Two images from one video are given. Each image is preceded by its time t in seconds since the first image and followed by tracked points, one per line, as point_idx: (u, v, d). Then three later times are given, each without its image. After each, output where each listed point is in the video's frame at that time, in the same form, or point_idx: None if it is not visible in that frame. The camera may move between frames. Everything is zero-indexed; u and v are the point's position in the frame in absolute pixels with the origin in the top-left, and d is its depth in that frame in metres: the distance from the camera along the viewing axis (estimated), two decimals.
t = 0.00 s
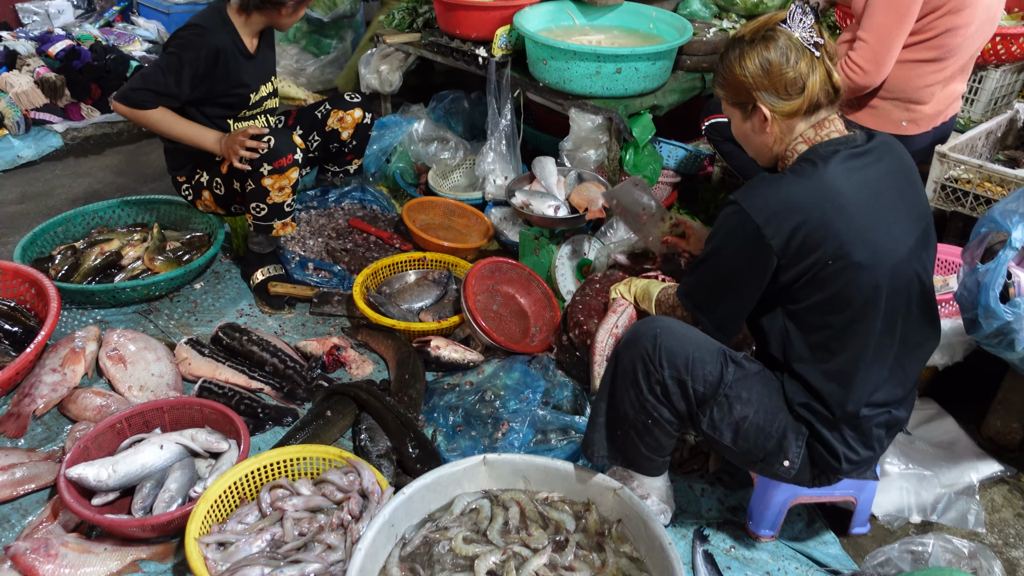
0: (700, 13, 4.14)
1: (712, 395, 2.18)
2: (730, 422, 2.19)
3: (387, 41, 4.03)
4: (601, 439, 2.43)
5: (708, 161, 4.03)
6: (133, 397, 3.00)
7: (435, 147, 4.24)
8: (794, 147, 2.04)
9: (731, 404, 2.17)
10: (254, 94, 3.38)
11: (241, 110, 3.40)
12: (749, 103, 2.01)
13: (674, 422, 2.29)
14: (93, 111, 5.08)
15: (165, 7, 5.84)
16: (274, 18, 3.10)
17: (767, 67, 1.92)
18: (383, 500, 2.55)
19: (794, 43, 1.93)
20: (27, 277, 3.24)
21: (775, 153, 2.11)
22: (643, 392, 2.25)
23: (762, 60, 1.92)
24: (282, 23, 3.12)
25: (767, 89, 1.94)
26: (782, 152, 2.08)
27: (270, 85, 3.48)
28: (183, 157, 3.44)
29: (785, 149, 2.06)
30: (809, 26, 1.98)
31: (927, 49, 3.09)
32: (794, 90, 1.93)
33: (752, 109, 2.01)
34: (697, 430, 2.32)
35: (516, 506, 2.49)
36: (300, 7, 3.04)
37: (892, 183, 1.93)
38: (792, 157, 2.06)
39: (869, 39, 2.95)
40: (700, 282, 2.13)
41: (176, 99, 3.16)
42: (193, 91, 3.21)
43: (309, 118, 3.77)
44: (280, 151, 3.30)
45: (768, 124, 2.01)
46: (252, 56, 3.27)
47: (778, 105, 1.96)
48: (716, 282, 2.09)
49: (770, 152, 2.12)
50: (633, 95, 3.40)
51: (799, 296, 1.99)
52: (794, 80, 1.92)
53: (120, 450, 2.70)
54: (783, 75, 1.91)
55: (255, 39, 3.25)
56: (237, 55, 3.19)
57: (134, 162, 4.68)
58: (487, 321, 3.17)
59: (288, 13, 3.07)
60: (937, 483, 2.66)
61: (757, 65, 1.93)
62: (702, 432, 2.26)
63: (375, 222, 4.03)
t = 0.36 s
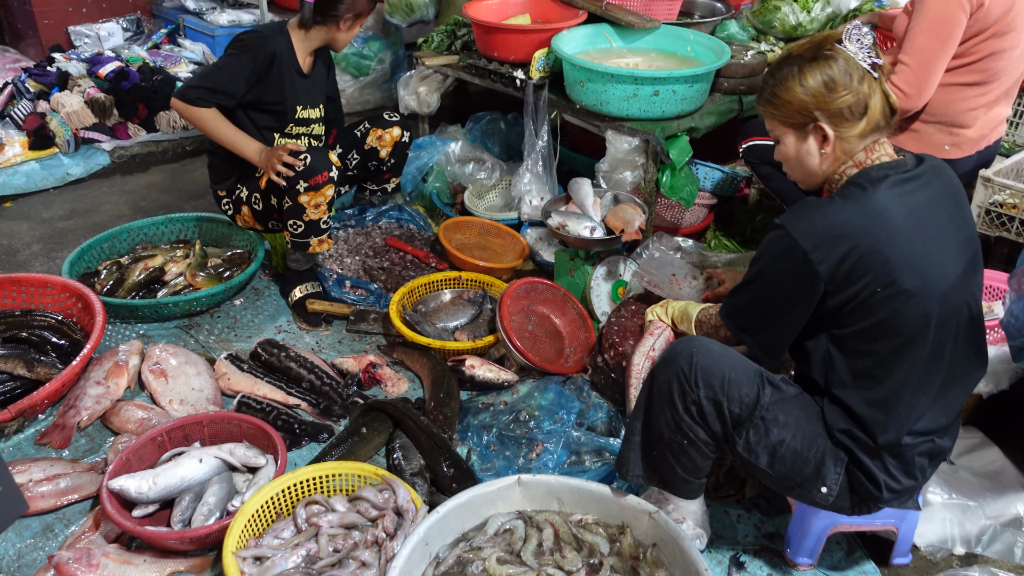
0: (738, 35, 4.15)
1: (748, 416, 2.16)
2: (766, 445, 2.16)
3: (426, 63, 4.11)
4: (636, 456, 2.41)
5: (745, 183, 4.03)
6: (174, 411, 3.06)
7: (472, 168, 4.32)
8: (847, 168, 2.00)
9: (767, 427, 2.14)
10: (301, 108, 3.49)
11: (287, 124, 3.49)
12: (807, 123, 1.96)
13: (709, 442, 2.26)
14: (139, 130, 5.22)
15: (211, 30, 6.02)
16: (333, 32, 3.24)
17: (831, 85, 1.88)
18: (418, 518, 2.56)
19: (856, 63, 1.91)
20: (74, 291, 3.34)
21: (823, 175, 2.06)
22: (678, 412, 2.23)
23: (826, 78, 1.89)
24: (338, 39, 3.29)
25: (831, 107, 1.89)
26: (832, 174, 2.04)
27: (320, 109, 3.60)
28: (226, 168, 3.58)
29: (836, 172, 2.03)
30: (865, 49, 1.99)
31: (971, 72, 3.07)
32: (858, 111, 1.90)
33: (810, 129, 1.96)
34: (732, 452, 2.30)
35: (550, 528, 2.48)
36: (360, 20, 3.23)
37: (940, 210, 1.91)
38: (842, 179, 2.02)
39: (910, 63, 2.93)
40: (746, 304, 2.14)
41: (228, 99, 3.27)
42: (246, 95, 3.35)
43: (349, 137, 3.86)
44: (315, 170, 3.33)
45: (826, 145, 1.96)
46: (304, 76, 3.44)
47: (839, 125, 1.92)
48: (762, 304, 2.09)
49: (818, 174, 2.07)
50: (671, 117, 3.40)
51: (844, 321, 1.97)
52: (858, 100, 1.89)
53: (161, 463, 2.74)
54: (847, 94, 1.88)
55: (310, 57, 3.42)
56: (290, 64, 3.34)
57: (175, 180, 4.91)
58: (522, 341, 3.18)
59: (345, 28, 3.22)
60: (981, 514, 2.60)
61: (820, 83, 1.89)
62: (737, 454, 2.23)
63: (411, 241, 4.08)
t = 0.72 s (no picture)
0: (770, 40, 4.12)
1: (779, 425, 2.14)
2: (797, 454, 2.14)
3: (457, 66, 4.11)
4: (664, 464, 2.39)
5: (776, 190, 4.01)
6: (205, 408, 3.10)
7: (501, 172, 4.33)
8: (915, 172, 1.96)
9: (799, 437, 2.12)
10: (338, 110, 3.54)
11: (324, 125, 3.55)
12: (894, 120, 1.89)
13: (739, 451, 2.24)
14: (173, 132, 5.30)
15: (244, 33, 6.10)
16: (376, 35, 3.27)
17: (918, 79, 1.86)
18: (444, 520, 2.56)
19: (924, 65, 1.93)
20: (108, 288, 3.39)
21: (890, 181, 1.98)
22: (709, 420, 2.21)
23: (912, 72, 1.86)
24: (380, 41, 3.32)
25: (922, 102, 1.86)
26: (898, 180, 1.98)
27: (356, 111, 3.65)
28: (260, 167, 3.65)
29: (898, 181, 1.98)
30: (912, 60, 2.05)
31: (1010, 79, 3.02)
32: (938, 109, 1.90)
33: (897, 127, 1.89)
34: (763, 461, 2.28)
35: (576, 533, 2.47)
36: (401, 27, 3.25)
37: (987, 221, 1.88)
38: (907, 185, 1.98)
39: (949, 68, 2.94)
40: (787, 309, 2.16)
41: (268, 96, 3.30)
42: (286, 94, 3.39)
43: (381, 142, 3.90)
44: (344, 172, 3.35)
45: (909, 144, 1.91)
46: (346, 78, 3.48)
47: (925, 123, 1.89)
48: (804, 309, 2.10)
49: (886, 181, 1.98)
50: (702, 122, 3.38)
51: (885, 331, 1.97)
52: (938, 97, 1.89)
53: (191, 460, 2.78)
54: (932, 89, 1.87)
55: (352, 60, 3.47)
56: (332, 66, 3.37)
57: (209, 181, 4.97)
58: (550, 345, 3.18)
59: (389, 31, 3.26)
60: (1017, 529, 2.54)
61: (906, 76, 1.86)
62: (768, 463, 2.21)
63: (440, 244, 4.10)
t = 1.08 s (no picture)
0: (795, 46, 4.08)
1: (799, 438, 2.12)
2: (816, 467, 2.12)
3: (481, 67, 4.11)
4: (681, 473, 2.38)
5: (798, 196, 3.98)
6: (223, 403, 3.13)
7: (520, 174, 4.31)
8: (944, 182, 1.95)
9: (819, 449, 2.10)
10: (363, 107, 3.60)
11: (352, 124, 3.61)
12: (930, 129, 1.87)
13: (757, 462, 2.22)
14: (197, 128, 5.35)
15: (268, 31, 6.15)
16: (399, 33, 3.30)
17: (955, 86, 1.84)
18: (458, 521, 2.56)
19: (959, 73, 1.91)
20: (130, 282, 3.43)
21: (921, 190, 1.95)
22: (727, 431, 2.20)
23: (946, 77, 1.85)
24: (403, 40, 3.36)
25: (956, 111, 1.84)
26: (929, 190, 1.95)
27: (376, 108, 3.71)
28: (286, 166, 3.67)
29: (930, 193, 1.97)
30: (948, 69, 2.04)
31: None
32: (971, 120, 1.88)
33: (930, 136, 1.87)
34: (781, 473, 2.25)
35: (590, 537, 2.46)
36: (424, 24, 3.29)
37: (1017, 233, 1.85)
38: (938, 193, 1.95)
39: (978, 76, 2.94)
40: (813, 317, 2.16)
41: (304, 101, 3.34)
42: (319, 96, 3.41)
43: (403, 144, 3.92)
44: (378, 172, 3.37)
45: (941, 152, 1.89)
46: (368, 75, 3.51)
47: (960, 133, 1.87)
48: (829, 317, 2.10)
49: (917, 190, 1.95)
50: (726, 127, 3.36)
51: (907, 341, 1.95)
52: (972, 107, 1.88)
53: (208, 455, 2.79)
54: (966, 97, 1.85)
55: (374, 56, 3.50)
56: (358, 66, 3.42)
57: (231, 178, 5.01)
58: (567, 348, 3.18)
59: (411, 29, 3.27)
60: None
61: (941, 80, 1.85)
62: (786, 474, 2.19)
63: (458, 244, 4.11)
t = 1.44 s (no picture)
0: (816, 52, 4.07)
1: (816, 447, 2.10)
2: (833, 477, 2.10)
3: (499, 70, 4.11)
4: (696, 481, 2.37)
5: (817, 203, 3.96)
6: (239, 401, 3.15)
7: (538, 177, 4.32)
8: (962, 195, 1.95)
9: (836, 459, 2.08)
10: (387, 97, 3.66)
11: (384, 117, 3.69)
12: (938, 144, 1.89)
13: (773, 471, 2.21)
14: (216, 127, 5.39)
15: (287, 31, 6.18)
16: (401, 24, 3.37)
17: (973, 104, 1.80)
18: (471, 523, 2.56)
19: (999, 84, 1.82)
20: (149, 279, 3.46)
21: (937, 198, 2.01)
22: (744, 439, 2.18)
23: (966, 94, 1.81)
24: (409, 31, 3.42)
25: (966, 131, 1.82)
26: (948, 199, 1.99)
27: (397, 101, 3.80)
28: (301, 170, 3.69)
29: (952, 197, 1.98)
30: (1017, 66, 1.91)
31: None
32: (996, 139, 1.83)
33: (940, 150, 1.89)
34: (797, 482, 2.24)
35: (603, 541, 2.45)
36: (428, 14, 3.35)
37: None
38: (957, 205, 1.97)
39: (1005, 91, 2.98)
40: (827, 327, 2.06)
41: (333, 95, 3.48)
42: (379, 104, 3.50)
43: (416, 148, 3.91)
44: (379, 175, 3.38)
45: (951, 168, 1.91)
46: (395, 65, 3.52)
47: (974, 152, 1.85)
48: (849, 325, 2.00)
49: (932, 197, 2.01)
50: (744, 132, 3.35)
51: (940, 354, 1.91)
52: (998, 126, 1.81)
53: (224, 452, 2.81)
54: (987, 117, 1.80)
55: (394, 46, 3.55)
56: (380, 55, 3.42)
57: (249, 177, 5.05)
58: (582, 352, 3.18)
59: (413, 19, 3.34)
60: None
61: (958, 97, 1.81)
62: (803, 484, 2.18)
63: (475, 246, 4.12)
